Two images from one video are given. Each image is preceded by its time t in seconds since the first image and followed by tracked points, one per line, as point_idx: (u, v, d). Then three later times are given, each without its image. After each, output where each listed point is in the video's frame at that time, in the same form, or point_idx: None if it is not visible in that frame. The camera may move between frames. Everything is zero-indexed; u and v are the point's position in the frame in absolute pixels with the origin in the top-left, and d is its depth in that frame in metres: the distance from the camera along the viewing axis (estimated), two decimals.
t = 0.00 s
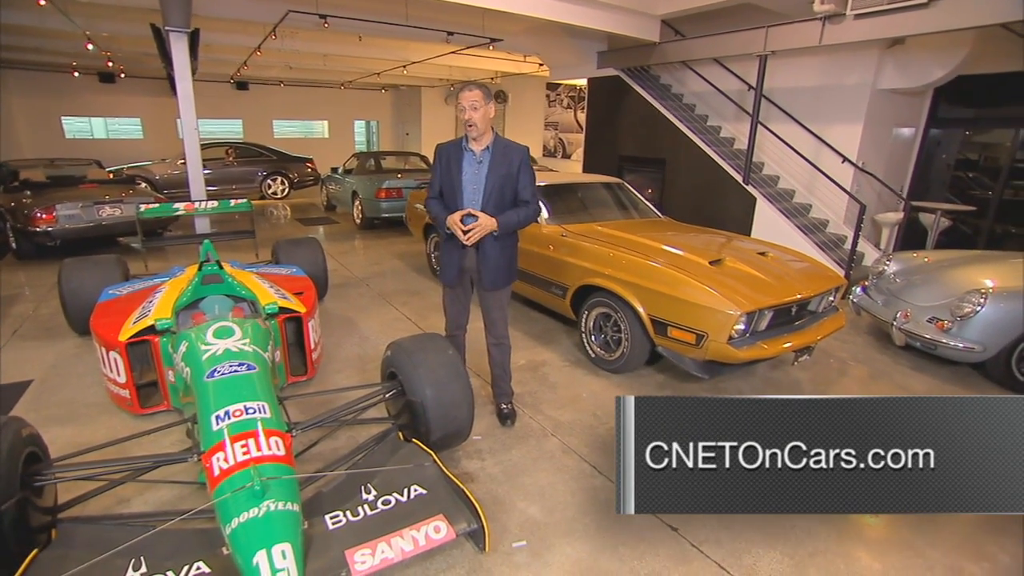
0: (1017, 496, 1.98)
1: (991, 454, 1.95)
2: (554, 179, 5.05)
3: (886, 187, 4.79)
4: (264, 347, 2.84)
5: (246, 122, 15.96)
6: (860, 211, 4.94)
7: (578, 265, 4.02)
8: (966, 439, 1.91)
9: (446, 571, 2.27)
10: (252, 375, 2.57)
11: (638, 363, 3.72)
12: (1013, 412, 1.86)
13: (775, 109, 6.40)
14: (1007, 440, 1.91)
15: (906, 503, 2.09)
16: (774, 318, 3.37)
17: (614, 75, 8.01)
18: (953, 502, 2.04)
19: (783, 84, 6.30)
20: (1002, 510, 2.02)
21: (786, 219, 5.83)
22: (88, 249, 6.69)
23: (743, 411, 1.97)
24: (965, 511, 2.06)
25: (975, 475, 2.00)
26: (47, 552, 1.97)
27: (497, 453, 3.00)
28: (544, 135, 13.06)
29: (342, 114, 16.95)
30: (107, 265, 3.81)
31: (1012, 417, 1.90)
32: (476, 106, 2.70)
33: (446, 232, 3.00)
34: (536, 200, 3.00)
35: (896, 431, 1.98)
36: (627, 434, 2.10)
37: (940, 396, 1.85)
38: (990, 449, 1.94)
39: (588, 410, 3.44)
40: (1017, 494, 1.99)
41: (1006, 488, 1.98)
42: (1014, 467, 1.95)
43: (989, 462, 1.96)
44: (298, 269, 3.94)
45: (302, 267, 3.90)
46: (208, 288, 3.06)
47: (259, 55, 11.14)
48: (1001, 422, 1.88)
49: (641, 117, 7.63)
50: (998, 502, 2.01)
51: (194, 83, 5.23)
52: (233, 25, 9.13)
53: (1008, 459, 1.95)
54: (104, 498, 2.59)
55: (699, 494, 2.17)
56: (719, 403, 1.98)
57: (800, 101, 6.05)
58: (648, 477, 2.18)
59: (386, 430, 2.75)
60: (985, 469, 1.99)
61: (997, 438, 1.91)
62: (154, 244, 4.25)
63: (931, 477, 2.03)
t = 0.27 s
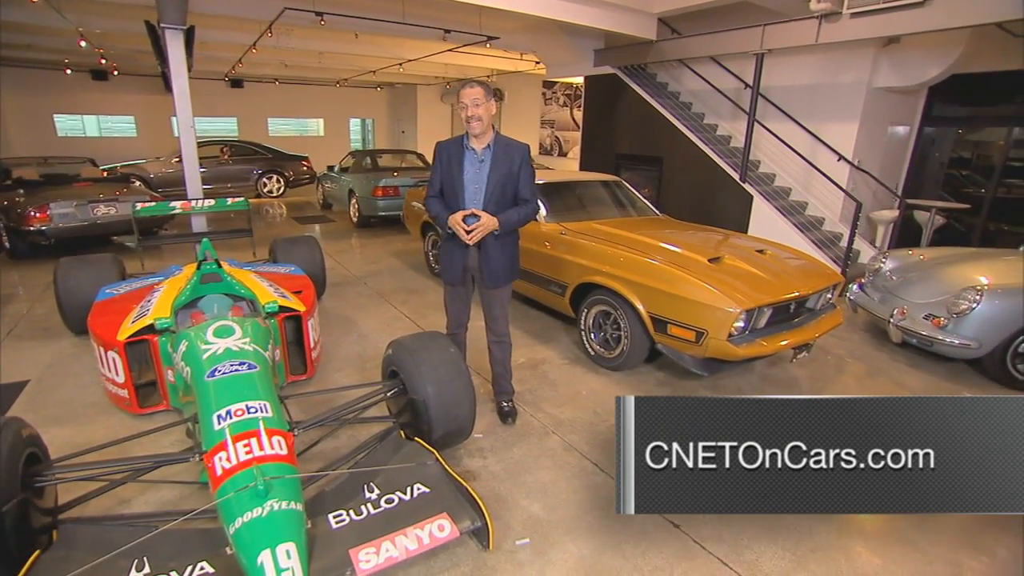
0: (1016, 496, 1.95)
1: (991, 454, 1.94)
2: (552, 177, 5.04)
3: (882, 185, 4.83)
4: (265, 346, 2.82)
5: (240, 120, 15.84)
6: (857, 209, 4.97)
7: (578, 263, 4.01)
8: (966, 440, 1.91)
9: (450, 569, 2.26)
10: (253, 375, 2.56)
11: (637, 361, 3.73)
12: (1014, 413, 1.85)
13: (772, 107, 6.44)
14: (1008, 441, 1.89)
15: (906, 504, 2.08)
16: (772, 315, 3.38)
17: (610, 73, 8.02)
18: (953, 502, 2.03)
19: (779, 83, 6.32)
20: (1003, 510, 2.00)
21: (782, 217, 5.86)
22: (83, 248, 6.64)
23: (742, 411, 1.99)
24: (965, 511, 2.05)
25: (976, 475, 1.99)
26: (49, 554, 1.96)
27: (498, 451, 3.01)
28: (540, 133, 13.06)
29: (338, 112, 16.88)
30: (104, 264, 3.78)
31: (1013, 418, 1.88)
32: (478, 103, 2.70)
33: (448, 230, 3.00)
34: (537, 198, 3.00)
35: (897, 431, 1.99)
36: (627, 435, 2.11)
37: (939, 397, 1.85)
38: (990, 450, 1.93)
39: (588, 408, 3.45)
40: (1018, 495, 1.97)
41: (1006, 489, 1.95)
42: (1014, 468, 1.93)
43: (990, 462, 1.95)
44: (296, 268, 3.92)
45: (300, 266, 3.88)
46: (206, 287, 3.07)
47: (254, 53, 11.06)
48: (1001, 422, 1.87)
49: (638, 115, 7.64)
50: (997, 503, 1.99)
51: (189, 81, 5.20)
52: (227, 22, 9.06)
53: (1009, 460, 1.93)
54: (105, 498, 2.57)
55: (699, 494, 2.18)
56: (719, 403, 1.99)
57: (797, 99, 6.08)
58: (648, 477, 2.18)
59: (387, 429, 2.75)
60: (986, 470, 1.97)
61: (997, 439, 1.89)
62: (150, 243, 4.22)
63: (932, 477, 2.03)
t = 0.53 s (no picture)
0: (1016, 496, 1.99)
1: (992, 454, 1.95)
2: (550, 175, 5.05)
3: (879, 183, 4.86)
4: (266, 345, 2.81)
5: (236, 118, 15.75)
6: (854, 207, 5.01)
7: (578, 261, 4.01)
8: (967, 440, 1.91)
9: (455, 567, 2.27)
10: (254, 374, 2.55)
11: (637, 359, 3.74)
12: (1014, 413, 1.86)
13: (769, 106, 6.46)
14: (1009, 441, 1.90)
15: (906, 503, 2.09)
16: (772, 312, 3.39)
17: (607, 71, 8.03)
18: (954, 501, 2.04)
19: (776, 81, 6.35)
20: (1002, 509, 2.03)
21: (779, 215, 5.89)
22: (78, 247, 6.59)
23: (742, 410, 1.99)
24: (965, 510, 2.06)
25: (975, 475, 2.00)
26: (53, 554, 1.95)
27: (500, 449, 3.01)
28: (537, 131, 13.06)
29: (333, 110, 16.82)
30: (101, 263, 3.76)
31: (1014, 418, 1.89)
32: (479, 103, 2.69)
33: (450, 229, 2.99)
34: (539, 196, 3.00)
35: (897, 431, 1.99)
36: (627, 435, 2.11)
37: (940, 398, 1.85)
38: (990, 449, 1.94)
39: (589, 406, 3.46)
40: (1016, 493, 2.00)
41: (1006, 488, 1.98)
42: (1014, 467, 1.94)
43: (990, 462, 1.96)
44: (295, 266, 3.90)
45: (299, 265, 3.86)
46: (206, 286, 3.05)
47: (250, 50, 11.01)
48: (1001, 422, 1.89)
49: (635, 113, 7.65)
50: (997, 502, 2.01)
51: (186, 78, 5.17)
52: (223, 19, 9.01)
53: (1008, 459, 1.94)
54: (106, 498, 2.56)
55: (699, 494, 2.18)
56: (719, 403, 1.99)
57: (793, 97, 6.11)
58: (648, 477, 2.19)
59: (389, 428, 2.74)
60: (986, 470, 1.99)
61: (998, 438, 1.90)
62: (148, 242, 4.21)
63: (931, 476, 2.04)
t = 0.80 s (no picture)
0: (1016, 496, 2.07)
1: (990, 454, 2.03)
2: (548, 174, 5.05)
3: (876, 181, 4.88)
4: (266, 344, 2.80)
5: (231, 116, 15.66)
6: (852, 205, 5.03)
7: (577, 259, 4.02)
8: (965, 440, 1.99)
9: (458, 565, 2.27)
10: (255, 373, 2.54)
11: (637, 357, 3.75)
12: (1013, 412, 1.95)
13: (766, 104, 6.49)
14: (1008, 440, 1.98)
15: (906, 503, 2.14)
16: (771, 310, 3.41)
17: (604, 70, 8.04)
18: (954, 501, 2.10)
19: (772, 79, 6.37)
20: (1001, 509, 2.11)
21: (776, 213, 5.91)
22: (73, 246, 6.54)
23: (742, 410, 2.03)
24: (965, 510, 2.13)
25: (975, 476, 2.07)
26: (55, 555, 1.94)
27: (502, 447, 3.01)
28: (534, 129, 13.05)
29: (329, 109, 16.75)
30: (98, 263, 3.73)
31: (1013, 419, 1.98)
32: (480, 101, 2.69)
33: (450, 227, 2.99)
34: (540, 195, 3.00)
35: (897, 431, 2.05)
36: (627, 435, 2.13)
37: (942, 396, 1.93)
38: (990, 449, 2.01)
39: (589, 404, 3.46)
40: (1016, 494, 2.09)
41: (1006, 488, 2.05)
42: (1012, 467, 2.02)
43: (989, 463, 2.03)
44: (294, 265, 3.89)
45: (298, 264, 3.85)
46: (205, 285, 3.02)
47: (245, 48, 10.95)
48: (1001, 422, 1.97)
49: (632, 112, 7.67)
50: (996, 503, 2.09)
51: (183, 76, 5.14)
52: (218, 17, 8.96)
53: (1007, 460, 2.02)
54: (107, 498, 2.55)
55: (699, 494, 2.19)
56: (720, 402, 2.03)
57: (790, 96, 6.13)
58: (648, 477, 2.20)
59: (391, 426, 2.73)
60: (985, 470, 2.05)
61: (998, 438, 1.99)
62: (144, 241, 4.19)
63: (931, 477, 2.08)
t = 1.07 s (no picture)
0: (1017, 497, 2.01)
1: (991, 454, 1.97)
2: (547, 172, 5.05)
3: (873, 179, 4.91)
4: (268, 342, 2.78)
5: (228, 115, 15.58)
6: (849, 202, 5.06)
7: (577, 257, 4.02)
8: (967, 440, 1.92)
9: (462, 563, 2.27)
10: (257, 372, 2.52)
11: (636, 355, 3.76)
12: (1014, 413, 1.87)
13: (764, 102, 6.51)
14: (1010, 442, 1.91)
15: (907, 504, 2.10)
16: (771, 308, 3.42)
17: (602, 68, 8.04)
18: (955, 502, 2.06)
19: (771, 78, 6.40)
20: (1003, 509, 2.05)
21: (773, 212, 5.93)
22: (70, 245, 6.51)
23: (742, 411, 2.02)
24: (966, 511, 2.08)
25: (976, 475, 2.01)
26: (59, 555, 1.93)
27: (504, 445, 3.02)
28: (532, 127, 13.05)
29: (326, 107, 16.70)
30: (97, 261, 3.72)
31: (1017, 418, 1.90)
32: (483, 100, 2.69)
33: (451, 224, 2.99)
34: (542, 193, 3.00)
35: (898, 433, 2.00)
36: (627, 435, 2.13)
37: (940, 398, 1.87)
38: (991, 450, 1.95)
39: (590, 402, 3.47)
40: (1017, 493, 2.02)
41: (1006, 489, 2.00)
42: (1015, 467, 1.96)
43: (991, 463, 1.97)
44: (294, 264, 3.88)
45: (298, 262, 3.84)
46: (205, 283, 2.98)
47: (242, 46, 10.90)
48: (1003, 423, 1.89)
49: (630, 110, 7.68)
50: (997, 502, 2.04)
51: (180, 74, 5.11)
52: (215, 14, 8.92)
53: (1008, 459, 1.95)
54: (108, 498, 2.54)
55: (699, 493, 2.20)
56: (719, 402, 2.01)
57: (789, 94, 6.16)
58: (648, 477, 2.20)
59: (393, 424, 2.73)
60: (987, 470, 2.00)
61: (1000, 440, 1.92)
62: (143, 239, 4.18)
63: (931, 477, 2.04)
